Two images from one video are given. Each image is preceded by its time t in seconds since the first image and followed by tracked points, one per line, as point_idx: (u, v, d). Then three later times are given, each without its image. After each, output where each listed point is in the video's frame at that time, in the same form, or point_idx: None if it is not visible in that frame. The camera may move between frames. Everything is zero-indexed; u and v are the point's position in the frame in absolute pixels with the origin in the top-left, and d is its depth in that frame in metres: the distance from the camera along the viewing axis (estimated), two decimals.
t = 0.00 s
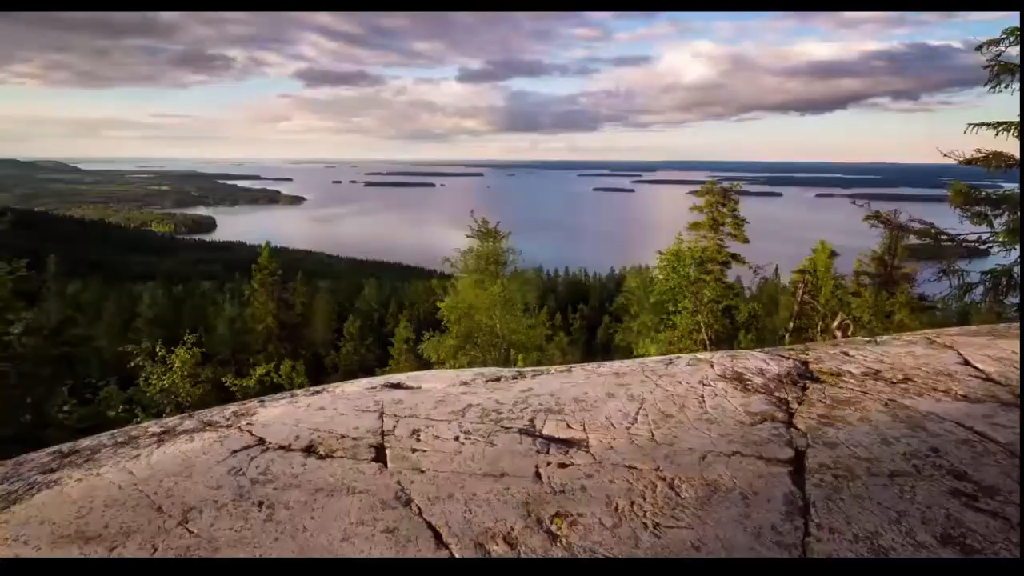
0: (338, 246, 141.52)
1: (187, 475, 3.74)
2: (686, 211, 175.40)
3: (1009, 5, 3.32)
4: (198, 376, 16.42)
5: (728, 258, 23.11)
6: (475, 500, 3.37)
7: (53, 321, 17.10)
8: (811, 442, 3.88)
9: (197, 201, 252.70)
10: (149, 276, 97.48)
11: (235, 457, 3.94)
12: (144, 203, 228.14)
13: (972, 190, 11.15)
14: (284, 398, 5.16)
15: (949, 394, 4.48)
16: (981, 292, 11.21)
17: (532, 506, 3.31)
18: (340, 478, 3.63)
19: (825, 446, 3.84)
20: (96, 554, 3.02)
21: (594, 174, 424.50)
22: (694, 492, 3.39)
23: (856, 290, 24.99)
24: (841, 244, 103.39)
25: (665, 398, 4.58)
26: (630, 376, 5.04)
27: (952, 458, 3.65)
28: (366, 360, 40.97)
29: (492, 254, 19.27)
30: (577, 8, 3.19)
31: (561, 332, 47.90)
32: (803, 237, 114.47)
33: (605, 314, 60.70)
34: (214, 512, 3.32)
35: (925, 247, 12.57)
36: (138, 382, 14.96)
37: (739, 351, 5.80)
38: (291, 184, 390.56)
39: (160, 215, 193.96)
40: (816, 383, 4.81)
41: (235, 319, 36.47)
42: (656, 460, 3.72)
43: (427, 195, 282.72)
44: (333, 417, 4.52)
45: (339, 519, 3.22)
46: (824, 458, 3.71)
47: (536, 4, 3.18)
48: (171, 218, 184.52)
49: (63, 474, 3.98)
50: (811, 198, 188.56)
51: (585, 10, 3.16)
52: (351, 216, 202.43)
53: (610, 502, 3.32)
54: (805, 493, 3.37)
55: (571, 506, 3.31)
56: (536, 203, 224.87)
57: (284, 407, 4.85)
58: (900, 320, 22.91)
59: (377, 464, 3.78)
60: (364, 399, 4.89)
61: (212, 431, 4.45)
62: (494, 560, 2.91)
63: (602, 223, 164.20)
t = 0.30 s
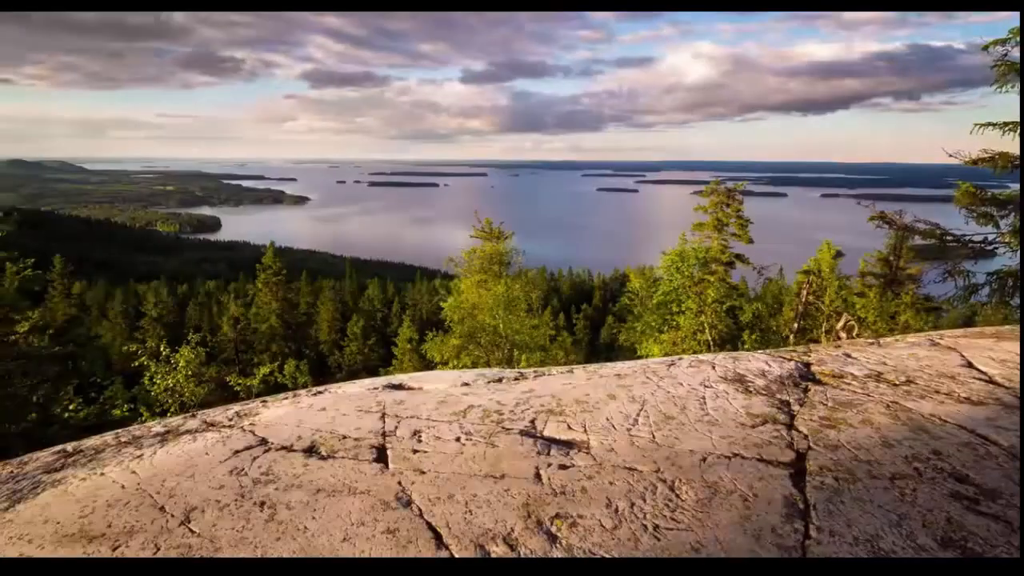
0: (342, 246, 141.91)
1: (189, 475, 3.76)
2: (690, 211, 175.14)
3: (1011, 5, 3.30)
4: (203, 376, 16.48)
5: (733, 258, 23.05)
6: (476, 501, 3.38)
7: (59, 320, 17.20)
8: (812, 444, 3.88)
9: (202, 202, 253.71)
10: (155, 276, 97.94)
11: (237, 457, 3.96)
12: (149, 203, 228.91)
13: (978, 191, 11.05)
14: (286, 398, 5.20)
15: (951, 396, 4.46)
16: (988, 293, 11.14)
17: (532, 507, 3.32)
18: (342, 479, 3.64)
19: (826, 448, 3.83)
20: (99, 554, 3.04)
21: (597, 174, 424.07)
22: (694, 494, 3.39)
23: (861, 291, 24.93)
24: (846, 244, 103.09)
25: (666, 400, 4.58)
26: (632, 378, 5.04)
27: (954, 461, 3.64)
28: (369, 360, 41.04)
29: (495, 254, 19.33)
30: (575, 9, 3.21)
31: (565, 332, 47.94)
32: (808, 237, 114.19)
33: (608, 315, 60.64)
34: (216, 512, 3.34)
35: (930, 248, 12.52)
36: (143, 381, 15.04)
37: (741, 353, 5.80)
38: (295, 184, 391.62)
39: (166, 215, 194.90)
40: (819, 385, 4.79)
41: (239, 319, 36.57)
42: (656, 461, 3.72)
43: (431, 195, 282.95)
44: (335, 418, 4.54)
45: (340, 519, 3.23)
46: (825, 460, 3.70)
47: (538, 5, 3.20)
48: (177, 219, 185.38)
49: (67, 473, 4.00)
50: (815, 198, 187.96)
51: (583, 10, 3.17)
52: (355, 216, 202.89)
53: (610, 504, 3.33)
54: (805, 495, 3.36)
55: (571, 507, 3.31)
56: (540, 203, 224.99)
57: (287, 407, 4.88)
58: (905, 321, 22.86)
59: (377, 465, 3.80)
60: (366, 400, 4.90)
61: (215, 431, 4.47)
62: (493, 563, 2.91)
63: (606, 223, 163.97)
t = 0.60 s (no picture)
0: (359, 246, 143.21)
1: (200, 475, 3.85)
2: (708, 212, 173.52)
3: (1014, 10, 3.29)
4: (222, 374, 16.76)
5: (751, 260, 22.74)
6: (478, 506, 3.41)
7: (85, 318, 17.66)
8: (817, 455, 3.84)
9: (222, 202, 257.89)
10: (176, 275, 99.80)
11: (248, 458, 4.05)
12: (171, 203, 233.19)
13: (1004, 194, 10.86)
14: (297, 400, 5.29)
15: (963, 407, 4.38)
16: (1013, 297, 10.92)
17: (533, 512, 3.34)
18: (347, 481, 3.70)
19: (830, 459, 3.80)
20: (114, 549, 3.13)
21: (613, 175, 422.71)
22: (695, 503, 3.38)
23: (882, 294, 24.56)
24: (867, 247, 101.30)
25: (671, 407, 4.58)
26: (638, 384, 5.03)
27: (961, 474, 3.59)
28: (385, 359, 41.33)
29: (510, 255, 19.42)
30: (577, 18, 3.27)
31: (579, 333, 47.88)
32: (829, 240, 112.49)
33: (624, 317, 60.31)
34: (225, 512, 3.42)
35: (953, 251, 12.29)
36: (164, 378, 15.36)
37: (749, 360, 5.76)
38: (313, 184, 395.68)
39: (187, 215, 198.62)
40: (827, 394, 4.74)
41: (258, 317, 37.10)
42: (658, 469, 3.72)
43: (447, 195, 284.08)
44: (343, 420, 4.61)
45: (344, 522, 3.28)
46: (830, 471, 3.67)
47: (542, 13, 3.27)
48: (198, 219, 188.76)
49: (85, 471, 4.13)
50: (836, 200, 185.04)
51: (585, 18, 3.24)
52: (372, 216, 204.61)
53: (610, 511, 3.34)
54: (807, 506, 3.34)
55: (571, 514, 3.32)
56: (555, 204, 224.79)
57: (297, 409, 4.97)
58: (928, 325, 22.50)
59: (383, 468, 3.84)
60: (374, 403, 4.97)
61: (227, 432, 4.58)
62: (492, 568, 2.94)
63: (622, 225, 163.17)
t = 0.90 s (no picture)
0: (366, 246, 143.81)
1: (206, 474, 3.90)
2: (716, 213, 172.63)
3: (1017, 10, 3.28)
4: (231, 373, 16.86)
5: (760, 261, 22.67)
6: (479, 508, 3.42)
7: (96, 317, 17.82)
8: (819, 460, 3.83)
9: (232, 202, 259.83)
10: (185, 274, 100.67)
11: (252, 458, 4.09)
12: (181, 203, 235.14)
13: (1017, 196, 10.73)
14: (303, 400, 5.33)
15: (968, 412, 4.34)
16: None
17: (534, 515, 3.35)
18: (351, 482, 3.73)
19: (832, 464, 3.79)
20: (121, 548, 3.18)
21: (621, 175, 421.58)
22: (696, 506, 3.38)
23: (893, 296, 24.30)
24: (878, 248, 100.46)
25: (673, 410, 4.57)
26: (641, 387, 5.03)
27: (965, 480, 3.56)
28: (392, 359, 41.42)
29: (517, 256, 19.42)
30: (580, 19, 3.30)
31: (586, 333, 47.84)
32: (839, 241, 111.63)
33: (631, 318, 60.08)
34: (230, 511, 3.46)
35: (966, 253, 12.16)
36: (173, 377, 15.45)
37: (753, 363, 5.73)
38: (322, 184, 397.89)
39: (197, 215, 200.29)
40: (830, 398, 4.72)
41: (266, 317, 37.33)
42: (659, 473, 3.72)
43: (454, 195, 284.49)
44: (348, 421, 4.65)
45: (346, 522, 3.31)
46: (831, 476, 3.66)
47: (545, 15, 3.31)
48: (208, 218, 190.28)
49: (93, 469, 4.19)
50: (846, 201, 183.56)
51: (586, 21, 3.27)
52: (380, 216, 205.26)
53: (611, 514, 3.34)
54: (808, 511, 3.32)
55: (572, 517, 3.33)
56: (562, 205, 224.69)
57: (302, 409, 5.01)
58: (941, 328, 22.25)
59: (386, 469, 3.87)
60: (378, 404, 5.01)
61: (233, 432, 4.62)
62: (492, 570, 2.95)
63: (629, 225, 162.65)
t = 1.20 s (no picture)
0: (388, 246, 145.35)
1: (221, 474, 4.02)
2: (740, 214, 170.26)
3: None
4: (254, 371, 17.19)
5: (784, 264, 22.40)
6: (482, 513, 3.47)
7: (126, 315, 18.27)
8: (824, 473, 3.79)
9: (257, 202, 264.95)
10: (213, 272, 103.04)
11: (266, 459, 4.21)
12: (209, 203, 240.56)
13: None
14: (317, 403, 5.45)
15: (983, 428, 4.24)
16: None
17: (535, 522, 3.39)
18: (359, 484, 3.81)
19: (839, 478, 3.74)
20: (139, 544, 3.30)
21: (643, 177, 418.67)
22: (696, 517, 3.38)
23: (923, 302, 23.30)
24: (909, 251, 98.00)
25: (680, 420, 4.55)
26: (649, 396, 5.02)
27: (975, 498, 3.48)
28: (412, 359, 41.69)
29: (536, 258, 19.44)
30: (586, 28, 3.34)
31: (607, 335, 47.64)
32: (868, 244, 109.13)
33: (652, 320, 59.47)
34: (242, 511, 3.56)
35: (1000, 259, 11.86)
36: (197, 374, 15.78)
37: (765, 372, 5.67)
38: (345, 185, 402.92)
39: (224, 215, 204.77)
40: (840, 410, 4.66)
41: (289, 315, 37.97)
42: (662, 483, 3.72)
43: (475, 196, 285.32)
44: (359, 424, 4.73)
45: (353, 525, 3.39)
46: (836, 490, 3.62)
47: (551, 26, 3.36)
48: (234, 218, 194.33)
49: (117, 466, 4.35)
50: (875, 203, 179.46)
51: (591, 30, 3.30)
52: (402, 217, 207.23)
53: (611, 524, 3.36)
54: (810, 526, 3.29)
55: (573, 525, 3.35)
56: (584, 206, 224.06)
57: (316, 412, 5.12)
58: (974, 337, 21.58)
59: (393, 473, 3.94)
60: (389, 408, 5.08)
61: (248, 433, 4.75)
62: None
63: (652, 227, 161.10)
